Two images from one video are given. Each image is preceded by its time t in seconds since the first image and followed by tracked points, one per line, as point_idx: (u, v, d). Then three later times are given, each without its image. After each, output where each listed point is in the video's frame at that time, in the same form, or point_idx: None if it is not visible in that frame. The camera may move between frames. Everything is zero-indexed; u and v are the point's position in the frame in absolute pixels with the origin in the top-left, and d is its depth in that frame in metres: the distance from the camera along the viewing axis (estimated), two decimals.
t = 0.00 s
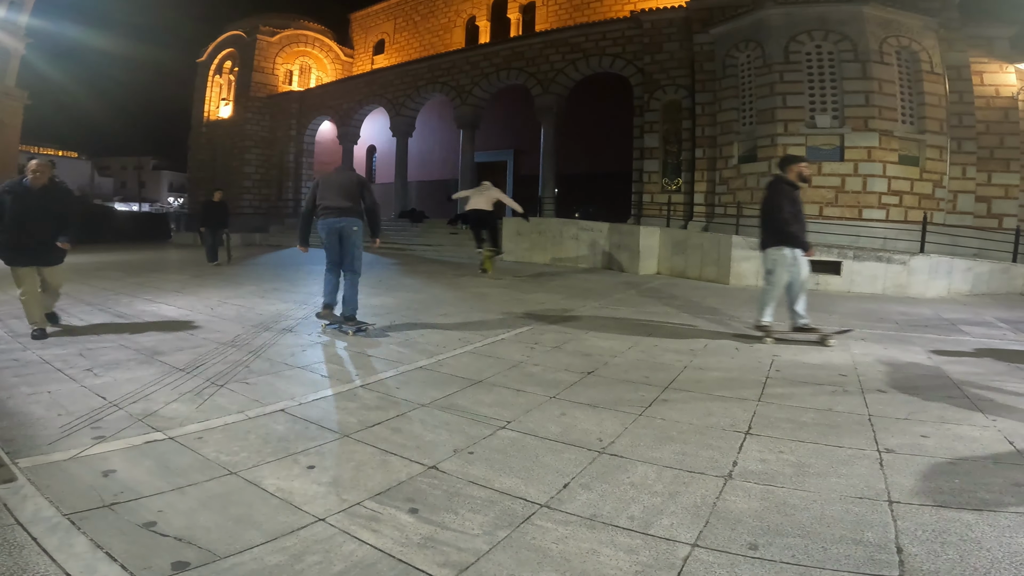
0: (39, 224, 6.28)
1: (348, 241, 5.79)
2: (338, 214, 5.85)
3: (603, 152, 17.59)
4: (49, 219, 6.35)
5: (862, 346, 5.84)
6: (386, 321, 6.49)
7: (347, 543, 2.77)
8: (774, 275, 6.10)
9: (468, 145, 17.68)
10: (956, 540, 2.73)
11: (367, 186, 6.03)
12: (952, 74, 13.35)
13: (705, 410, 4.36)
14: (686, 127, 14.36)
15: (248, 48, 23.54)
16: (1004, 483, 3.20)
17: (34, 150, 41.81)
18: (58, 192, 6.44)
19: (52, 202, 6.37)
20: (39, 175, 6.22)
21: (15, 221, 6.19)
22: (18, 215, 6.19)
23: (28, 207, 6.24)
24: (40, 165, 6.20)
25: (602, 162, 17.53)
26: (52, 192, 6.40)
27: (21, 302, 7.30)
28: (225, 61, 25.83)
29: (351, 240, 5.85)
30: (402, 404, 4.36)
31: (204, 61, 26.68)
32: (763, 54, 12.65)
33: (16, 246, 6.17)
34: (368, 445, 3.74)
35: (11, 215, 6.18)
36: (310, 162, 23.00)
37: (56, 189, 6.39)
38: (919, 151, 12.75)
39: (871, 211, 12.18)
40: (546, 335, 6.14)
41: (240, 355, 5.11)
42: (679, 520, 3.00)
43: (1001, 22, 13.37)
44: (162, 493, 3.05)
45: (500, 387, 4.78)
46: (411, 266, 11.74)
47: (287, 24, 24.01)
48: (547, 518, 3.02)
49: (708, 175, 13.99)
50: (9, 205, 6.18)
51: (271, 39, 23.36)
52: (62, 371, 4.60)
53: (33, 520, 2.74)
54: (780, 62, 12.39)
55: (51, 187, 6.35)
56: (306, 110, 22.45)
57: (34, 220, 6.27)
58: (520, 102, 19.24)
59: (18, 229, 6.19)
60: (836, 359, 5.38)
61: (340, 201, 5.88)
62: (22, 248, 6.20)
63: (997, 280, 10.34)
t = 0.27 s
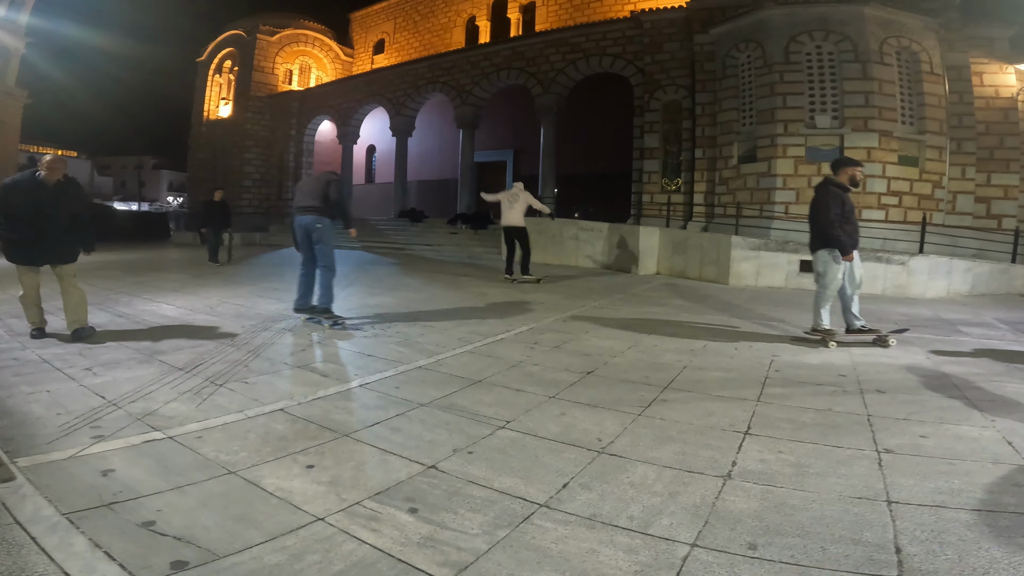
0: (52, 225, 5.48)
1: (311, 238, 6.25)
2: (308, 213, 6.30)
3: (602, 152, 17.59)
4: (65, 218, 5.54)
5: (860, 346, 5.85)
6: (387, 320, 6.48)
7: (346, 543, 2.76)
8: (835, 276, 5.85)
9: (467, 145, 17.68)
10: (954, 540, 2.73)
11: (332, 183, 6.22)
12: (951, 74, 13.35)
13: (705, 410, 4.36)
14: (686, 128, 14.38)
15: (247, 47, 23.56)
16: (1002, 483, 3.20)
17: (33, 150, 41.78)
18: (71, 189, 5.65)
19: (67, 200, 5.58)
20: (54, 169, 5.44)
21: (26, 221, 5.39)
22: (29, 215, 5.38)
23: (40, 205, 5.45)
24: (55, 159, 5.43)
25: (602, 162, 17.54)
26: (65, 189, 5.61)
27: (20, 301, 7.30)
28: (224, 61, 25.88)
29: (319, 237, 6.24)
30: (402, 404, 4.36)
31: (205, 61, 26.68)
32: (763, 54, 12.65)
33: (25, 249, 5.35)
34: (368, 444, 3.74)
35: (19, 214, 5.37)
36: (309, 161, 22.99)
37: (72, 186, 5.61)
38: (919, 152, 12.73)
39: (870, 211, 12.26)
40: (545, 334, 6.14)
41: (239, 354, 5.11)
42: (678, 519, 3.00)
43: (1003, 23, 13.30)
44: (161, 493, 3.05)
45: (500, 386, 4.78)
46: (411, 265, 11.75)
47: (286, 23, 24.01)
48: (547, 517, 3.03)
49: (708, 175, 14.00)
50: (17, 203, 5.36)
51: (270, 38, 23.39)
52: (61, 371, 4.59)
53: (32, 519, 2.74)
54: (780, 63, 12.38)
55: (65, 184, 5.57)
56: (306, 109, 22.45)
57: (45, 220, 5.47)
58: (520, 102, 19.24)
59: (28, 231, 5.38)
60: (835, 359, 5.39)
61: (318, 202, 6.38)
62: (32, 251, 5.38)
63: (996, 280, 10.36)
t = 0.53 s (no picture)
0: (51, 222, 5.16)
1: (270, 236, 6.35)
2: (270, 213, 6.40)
3: (596, 152, 17.60)
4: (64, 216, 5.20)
5: (849, 346, 5.87)
6: (378, 320, 6.47)
7: (334, 543, 2.76)
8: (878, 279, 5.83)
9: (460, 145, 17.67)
10: (939, 540, 2.75)
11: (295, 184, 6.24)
12: (940, 76, 13.38)
13: (694, 410, 4.37)
14: (678, 129, 14.41)
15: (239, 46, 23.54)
16: (987, 484, 3.21)
17: (24, 149, 41.49)
18: (73, 183, 5.33)
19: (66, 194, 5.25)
20: (54, 161, 5.10)
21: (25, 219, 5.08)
22: (26, 210, 5.05)
23: (38, 199, 5.12)
24: (55, 151, 5.12)
25: (595, 162, 17.55)
26: (66, 183, 5.29)
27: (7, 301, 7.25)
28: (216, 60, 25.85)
29: (277, 235, 6.38)
30: (392, 404, 4.36)
31: (192, 58, 26.46)
32: (755, 56, 12.69)
33: (23, 247, 5.05)
34: (357, 445, 3.74)
35: (17, 211, 5.06)
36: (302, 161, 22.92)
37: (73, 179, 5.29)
38: (907, 154, 12.78)
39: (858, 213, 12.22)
40: (537, 335, 6.15)
41: (228, 355, 5.09)
42: (667, 520, 3.01)
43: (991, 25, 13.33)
44: (148, 493, 3.04)
45: (491, 387, 4.78)
46: (403, 265, 11.72)
47: (280, 22, 23.97)
48: (536, 518, 3.03)
49: (699, 176, 14.06)
50: (14, 198, 5.05)
51: (262, 37, 23.37)
52: (48, 371, 4.57)
53: (16, 520, 2.73)
54: (771, 64, 12.43)
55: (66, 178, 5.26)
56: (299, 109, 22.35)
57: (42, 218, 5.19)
58: (513, 102, 19.22)
59: (26, 231, 5.06)
60: (824, 360, 5.41)
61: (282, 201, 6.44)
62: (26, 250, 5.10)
63: (987, 281, 10.42)
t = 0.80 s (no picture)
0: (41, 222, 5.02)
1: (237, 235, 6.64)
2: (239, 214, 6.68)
3: (587, 152, 17.60)
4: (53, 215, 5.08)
5: (836, 346, 5.89)
6: (367, 320, 6.47)
7: (320, 542, 2.77)
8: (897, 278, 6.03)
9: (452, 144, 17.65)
10: (921, 538, 2.77)
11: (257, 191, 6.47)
12: (927, 77, 13.56)
13: (682, 409, 4.38)
14: (668, 129, 14.43)
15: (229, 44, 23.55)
16: (969, 481, 3.23)
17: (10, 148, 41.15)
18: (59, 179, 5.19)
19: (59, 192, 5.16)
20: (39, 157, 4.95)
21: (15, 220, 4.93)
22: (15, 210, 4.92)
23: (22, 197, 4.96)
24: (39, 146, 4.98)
25: (587, 162, 17.55)
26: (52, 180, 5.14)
27: None
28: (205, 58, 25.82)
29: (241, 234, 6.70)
30: (380, 404, 4.35)
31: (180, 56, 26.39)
32: (744, 56, 12.70)
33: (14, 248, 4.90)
34: (344, 444, 3.74)
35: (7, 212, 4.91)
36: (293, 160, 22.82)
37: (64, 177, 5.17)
38: (894, 155, 12.82)
39: (845, 213, 12.25)
40: (526, 334, 6.15)
41: (215, 355, 5.08)
42: (653, 519, 3.02)
43: (978, 26, 13.59)
44: (132, 493, 3.04)
45: (480, 386, 4.79)
46: (394, 265, 11.71)
47: (271, 21, 23.91)
48: (523, 516, 3.04)
49: (689, 176, 14.11)
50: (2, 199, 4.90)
51: (253, 36, 23.38)
52: (32, 372, 4.55)
53: None
54: (761, 65, 12.44)
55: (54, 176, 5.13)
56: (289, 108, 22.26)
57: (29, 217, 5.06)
58: (505, 101, 19.21)
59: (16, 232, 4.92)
60: (810, 359, 5.43)
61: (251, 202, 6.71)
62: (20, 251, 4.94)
63: (975, 280, 10.50)
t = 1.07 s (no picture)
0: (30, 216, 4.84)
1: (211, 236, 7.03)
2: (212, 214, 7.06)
3: (581, 152, 17.61)
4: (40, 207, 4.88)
5: (826, 345, 5.92)
6: (360, 320, 6.47)
7: (311, 543, 2.77)
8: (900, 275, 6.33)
9: (445, 144, 17.64)
10: (909, 537, 2.78)
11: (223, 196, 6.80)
12: (916, 77, 13.51)
13: (673, 409, 4.39)
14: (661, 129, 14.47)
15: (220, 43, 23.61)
16: (957, 480, 3.24)
17: None
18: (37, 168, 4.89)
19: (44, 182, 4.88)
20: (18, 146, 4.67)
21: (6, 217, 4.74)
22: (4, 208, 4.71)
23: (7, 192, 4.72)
24: (16, 134, 4.74)
25: (581, 162, 17.57)
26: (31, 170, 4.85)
27: None
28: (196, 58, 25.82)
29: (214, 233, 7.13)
30: (372, 404, 4.35)
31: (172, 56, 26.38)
32: (736, 57, 12.74)
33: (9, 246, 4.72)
34: (336, 445, 3.74)
35: None
36: (284, 160, 22.76)
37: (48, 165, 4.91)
38: (884, 155, 12.89)
39: (836, 212, 12.31)
40: (519, 334, 6.16)
41: (206, 355, 5.08)
42: (644, 517, 3.03)
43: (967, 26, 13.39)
44: (121, 493, 3.04)
45: (472, 386, 4.79)
46: (387, 265, 11.70)
47: (263, 21, 23.88)
48: (515, 516, 3.05)
49: (682, 176, 14.13)
50: None
51: (245, 35, 23.43)
52: (21, 372, 4.54)
53: None
54: (753, 65, 12.48)
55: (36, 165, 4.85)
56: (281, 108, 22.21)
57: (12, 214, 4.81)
58: (499, 101, 19.20)
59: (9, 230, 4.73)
60: (800, 358, 5.45)
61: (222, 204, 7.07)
62: (10, 251, 4.68)
63: (964, 279, 10.56)
